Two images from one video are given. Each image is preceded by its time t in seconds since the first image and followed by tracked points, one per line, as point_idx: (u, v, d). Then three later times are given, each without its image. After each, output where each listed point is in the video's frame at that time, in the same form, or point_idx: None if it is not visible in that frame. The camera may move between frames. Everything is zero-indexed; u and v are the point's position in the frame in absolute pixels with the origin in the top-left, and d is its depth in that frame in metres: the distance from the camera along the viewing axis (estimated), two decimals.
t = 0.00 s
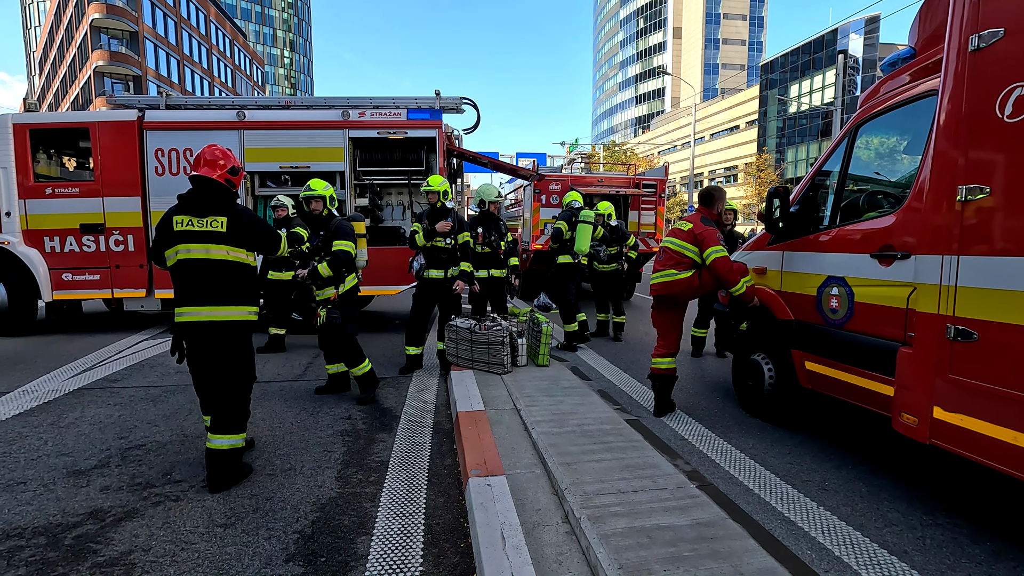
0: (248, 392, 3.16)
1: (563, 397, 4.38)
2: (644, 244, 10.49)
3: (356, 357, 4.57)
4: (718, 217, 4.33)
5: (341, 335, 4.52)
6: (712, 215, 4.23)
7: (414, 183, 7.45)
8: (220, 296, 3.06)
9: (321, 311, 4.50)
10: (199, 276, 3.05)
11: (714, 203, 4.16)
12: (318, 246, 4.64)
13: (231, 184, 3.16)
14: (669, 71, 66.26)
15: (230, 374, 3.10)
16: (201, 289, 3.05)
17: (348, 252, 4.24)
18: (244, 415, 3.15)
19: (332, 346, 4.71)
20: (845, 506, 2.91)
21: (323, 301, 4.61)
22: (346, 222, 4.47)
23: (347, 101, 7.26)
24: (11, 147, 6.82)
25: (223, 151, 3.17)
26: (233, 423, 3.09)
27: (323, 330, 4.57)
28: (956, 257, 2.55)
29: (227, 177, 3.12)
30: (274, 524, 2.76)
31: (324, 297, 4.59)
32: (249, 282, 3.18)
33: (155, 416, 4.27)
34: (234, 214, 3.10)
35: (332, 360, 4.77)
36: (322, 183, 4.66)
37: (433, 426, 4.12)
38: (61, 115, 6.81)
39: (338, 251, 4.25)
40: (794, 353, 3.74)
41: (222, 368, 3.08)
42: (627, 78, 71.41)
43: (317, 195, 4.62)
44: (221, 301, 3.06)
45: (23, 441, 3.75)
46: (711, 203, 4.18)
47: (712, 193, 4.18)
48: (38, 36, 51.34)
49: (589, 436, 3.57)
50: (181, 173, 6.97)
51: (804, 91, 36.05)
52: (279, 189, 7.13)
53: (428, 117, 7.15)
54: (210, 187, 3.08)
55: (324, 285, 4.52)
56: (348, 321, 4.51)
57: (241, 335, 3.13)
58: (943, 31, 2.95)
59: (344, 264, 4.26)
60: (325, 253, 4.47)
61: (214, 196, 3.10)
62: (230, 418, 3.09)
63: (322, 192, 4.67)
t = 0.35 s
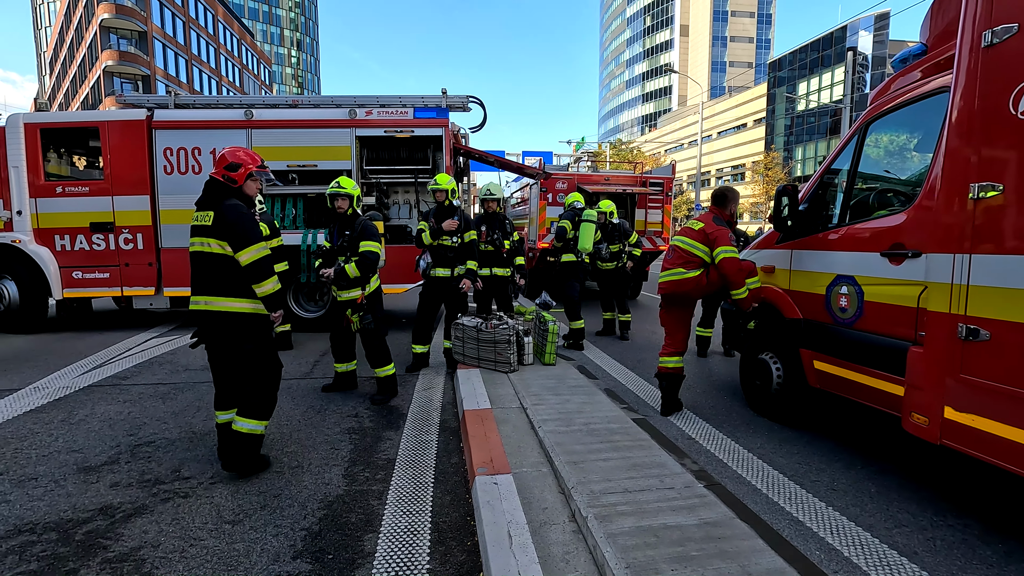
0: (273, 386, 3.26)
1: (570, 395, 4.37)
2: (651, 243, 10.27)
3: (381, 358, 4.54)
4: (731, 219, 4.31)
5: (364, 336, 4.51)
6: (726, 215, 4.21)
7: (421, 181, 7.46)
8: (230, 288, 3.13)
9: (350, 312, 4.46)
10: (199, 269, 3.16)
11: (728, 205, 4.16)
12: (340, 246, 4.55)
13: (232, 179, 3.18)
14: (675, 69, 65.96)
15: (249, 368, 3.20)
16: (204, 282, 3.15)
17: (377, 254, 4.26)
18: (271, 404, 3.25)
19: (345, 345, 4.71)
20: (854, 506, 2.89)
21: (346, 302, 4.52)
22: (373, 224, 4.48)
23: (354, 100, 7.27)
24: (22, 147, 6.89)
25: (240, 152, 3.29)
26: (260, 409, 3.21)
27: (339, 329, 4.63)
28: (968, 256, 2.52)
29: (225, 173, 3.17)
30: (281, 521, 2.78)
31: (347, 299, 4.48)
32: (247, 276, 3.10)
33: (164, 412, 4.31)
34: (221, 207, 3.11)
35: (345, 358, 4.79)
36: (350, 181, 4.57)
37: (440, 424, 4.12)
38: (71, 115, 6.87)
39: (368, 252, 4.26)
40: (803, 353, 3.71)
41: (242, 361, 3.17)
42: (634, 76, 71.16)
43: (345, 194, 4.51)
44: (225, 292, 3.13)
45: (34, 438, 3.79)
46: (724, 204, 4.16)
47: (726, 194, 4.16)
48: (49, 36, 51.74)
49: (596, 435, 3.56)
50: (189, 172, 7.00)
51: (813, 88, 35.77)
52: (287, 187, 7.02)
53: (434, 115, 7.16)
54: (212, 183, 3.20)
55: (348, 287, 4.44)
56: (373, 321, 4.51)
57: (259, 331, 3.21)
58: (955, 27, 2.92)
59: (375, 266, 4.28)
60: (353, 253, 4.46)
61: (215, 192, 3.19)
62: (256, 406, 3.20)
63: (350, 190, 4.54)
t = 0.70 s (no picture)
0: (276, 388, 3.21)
1: (577, 396, 4.36)
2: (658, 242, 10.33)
3: (393, 358, 4.56)
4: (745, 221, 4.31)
5: (391, 336, 4.51)
6: (740, 216, 4.16)
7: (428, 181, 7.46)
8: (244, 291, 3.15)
9: (381, 313, 4.41)
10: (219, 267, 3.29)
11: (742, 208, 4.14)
12: (364, 247, 4.42)
13: (234, 178, 3.14)
14: (683, 68, 65.65)
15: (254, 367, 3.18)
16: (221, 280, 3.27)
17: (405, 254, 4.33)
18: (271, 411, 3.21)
19: (363, 346, 4.61)
20: (864, 508, 2.86)
21: (371, 303, 4.42)
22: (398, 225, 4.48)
23: (362, 100, 7.29)
24: (36, 148, 6.97)
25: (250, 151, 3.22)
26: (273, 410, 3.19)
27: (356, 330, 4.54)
28: (982, 256, 2.50)
29: (230, 171, 3.15)
30: (290, 519, 2.79)
31: (374, 300, 4.40)
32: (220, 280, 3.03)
33: (174, 411, 4.34)
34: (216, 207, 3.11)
35: (363, 361, 4.67)
36: (377, 180, 4.37)
37: (447, 424, 4.13)
38: (83, 115, 6.94)
39: (398, 253, 4.32)
40: (813, 353, 3.68)
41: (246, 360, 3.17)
42: (642, 75, 70.90)
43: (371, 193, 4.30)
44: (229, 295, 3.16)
45: (47, 435, 3.83)
46: (739, 206, 4.13)
47: (739, 196, 4.12)
48: (61, 38, 52.26)
49: (604, 435, 3.55)
50: (199, 172, 7.05)
51: (823, 86, 35.47)
52: (295, 187, 7.05)
53: (442, 115, 7.16)
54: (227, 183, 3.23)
55: (375, 287, 4.37)
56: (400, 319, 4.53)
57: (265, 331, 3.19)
58: (969, 24, 2.88)
59: (405, 266, 4.34)
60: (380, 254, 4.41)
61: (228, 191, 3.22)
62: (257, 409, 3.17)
63: (376, 190, 4.33)
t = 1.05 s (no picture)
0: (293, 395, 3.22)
1: (585, 395, 4.35)
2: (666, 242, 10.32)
3: (402, 358, 4.51)
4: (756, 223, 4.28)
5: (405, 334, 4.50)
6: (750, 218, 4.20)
7: (436, 180, 7.47)
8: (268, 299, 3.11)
9: (399, 311, 4.44)
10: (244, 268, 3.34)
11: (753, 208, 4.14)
12: (372, 247, 4.40)
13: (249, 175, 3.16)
14: (691, 66, 65.33)
15: (269, 366, 3.12)
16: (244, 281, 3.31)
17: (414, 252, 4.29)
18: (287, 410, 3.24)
19: (371, 345, 4.62)
20: (875, 510, 2.84)
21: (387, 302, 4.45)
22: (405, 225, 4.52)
23: (370, 100, 7.31)
24: (48, 148, 7.04)
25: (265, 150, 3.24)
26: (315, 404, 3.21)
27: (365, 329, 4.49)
28: (996, 255, 2.47)
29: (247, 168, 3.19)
30: (299, 518, 2.81)
31: (388, 300, 4.44)
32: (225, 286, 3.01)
33: (184, 409, 4.38)
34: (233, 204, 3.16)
35: (371, 361, 4.66)
36: (382, 181, 4.36)
37: (455, 423, 4.13)
38: (95, 116, 7.00)
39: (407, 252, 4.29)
40: (822, 353, 3.66)
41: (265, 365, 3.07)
42: (649, 74, 70.64)
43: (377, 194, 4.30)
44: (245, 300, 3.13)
45: (59, 432, 3.87)
46: (750, 207, 4.17)
47: (752, 197, 4.17)
48: (73, 39, 52.72)
49: (612, 435, 3.54)
50: (208, 172, 7.13)
51: (832, 85, 35.18)
52: (304, 187, 7.07)
53: (449, 114, 7.17)
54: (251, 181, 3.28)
55: (386, 286, 4.41)
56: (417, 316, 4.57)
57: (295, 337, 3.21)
58: (983, 21, 2.85)
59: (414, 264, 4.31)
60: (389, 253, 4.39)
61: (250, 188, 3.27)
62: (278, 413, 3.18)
63: (382, 189, 4.33)
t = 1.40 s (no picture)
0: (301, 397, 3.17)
1: (592, 395, 4.34)
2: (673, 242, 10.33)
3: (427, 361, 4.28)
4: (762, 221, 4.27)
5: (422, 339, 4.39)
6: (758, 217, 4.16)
7: (443, 179, 7.47)
8: (272, 305, 3.01)
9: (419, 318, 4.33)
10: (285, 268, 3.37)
11: (761, 207, 4.11)
12: (392, 251, 4.28)
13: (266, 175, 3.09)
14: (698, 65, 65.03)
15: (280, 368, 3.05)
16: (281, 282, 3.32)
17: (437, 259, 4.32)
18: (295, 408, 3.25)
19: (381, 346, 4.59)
20: (885, 511, 2.82)
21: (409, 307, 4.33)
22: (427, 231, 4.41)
23: (377, 99, 7.32)
24: (59, 148, 7.11)
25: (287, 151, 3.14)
26: (334, 411, 3.07)
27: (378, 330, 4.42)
28: (1008, 254, 2.45)
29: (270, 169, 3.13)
30: (308, 515, 2.82)
31: (407, 305, 4.34)
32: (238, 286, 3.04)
33: (193, 407, 4.41)
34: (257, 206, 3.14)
35: (380, 361, 4.67)
36: (405, 183, 4.18)
37: (462, 422, 4.14)
38: (105, 116, 7.06)
39: (430, 258, 4.31)
40: (831, 353, 3.64)
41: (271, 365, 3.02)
42: (656, 72, 70.39)
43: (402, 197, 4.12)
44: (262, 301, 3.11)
45: (70, 430, 3.91)
46: (758, 206, 4.13)
47: (759, 196, 4.15)
48: (82, 40, 53.12)
49: (619, 434, 3.54)
50: (217, 171, 7.14)
51: (841, 82, 34.90)
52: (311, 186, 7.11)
53: (456, 114, 7.17)
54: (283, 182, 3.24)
55: (404, 291, 4.29)
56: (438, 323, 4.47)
57: (301, 342, 3.04)
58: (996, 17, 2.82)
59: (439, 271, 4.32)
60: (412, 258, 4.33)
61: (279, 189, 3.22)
62: (285, 412, 3.19)
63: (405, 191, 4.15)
